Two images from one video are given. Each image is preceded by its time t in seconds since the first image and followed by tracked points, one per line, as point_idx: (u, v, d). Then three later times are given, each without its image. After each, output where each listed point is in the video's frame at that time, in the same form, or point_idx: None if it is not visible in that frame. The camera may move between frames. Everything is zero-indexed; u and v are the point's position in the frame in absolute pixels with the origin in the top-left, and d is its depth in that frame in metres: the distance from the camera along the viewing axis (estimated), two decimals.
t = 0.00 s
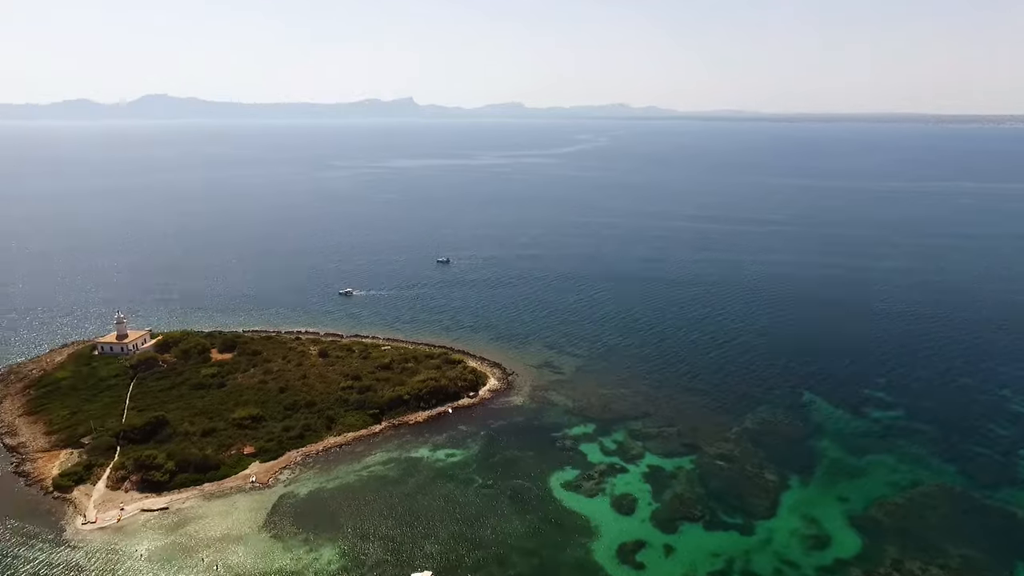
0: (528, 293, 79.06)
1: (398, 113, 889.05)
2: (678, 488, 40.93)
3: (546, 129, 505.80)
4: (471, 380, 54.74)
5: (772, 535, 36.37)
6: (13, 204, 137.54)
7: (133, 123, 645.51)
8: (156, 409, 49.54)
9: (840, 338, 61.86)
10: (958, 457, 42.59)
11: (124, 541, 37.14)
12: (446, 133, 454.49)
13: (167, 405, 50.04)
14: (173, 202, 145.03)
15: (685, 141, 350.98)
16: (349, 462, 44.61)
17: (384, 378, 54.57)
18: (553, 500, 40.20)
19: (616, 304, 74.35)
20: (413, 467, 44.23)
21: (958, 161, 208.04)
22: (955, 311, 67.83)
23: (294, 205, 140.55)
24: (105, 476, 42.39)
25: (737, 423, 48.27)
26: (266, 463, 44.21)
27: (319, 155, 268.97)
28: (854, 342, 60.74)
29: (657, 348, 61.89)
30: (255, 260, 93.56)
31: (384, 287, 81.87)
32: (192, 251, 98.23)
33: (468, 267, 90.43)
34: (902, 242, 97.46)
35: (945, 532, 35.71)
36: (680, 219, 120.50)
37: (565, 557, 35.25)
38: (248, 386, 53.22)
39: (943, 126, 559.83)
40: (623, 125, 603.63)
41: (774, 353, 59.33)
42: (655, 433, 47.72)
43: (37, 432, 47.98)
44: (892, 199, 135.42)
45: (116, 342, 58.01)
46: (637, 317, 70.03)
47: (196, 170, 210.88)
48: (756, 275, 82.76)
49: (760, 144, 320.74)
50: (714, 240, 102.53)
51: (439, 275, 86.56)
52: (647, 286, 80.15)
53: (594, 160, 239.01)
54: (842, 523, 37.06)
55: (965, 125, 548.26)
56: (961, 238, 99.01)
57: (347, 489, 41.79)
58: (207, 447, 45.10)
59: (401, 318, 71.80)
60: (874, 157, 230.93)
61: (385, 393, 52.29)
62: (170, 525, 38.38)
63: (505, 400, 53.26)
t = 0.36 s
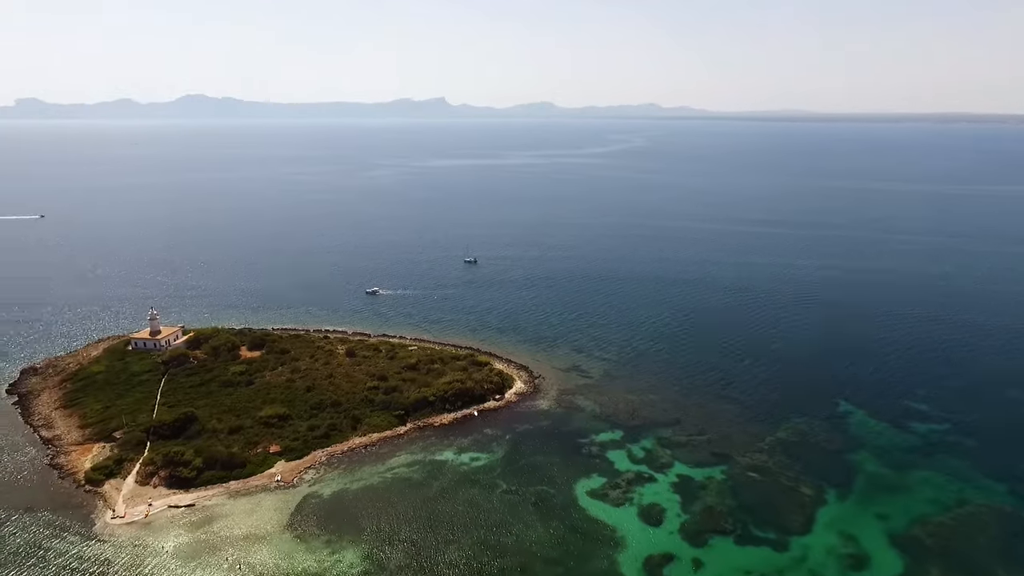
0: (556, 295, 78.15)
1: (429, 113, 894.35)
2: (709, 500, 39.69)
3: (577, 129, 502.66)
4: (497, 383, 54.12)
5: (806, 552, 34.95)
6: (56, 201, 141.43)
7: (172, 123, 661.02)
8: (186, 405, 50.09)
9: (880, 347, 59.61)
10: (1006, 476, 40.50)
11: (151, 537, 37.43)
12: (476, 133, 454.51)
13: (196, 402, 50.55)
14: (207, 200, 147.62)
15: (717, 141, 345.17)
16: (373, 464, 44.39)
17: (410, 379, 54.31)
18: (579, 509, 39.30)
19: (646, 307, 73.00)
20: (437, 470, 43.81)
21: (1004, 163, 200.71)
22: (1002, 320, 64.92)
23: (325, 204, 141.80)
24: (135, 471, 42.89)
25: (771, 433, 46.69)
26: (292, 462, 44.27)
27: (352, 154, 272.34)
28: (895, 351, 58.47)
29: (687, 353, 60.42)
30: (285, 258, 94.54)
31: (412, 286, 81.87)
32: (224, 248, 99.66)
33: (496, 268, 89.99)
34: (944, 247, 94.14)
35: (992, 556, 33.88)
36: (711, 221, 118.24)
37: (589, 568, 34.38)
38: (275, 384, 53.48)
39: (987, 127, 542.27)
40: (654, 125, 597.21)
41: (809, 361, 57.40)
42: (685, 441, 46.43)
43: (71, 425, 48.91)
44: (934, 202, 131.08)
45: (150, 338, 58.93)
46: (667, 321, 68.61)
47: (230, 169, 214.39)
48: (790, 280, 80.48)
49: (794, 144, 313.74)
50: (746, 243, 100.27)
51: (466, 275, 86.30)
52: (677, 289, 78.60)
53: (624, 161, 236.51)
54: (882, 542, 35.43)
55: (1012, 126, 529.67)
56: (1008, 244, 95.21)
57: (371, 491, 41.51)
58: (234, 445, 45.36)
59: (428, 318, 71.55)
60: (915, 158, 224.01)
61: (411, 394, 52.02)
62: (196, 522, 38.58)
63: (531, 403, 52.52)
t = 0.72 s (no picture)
0: (588, 298, 76.95)
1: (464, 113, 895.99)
2: (744, 514, 38.26)
3: (611, 129, 498.28)
4: (527, 387, 53.29)
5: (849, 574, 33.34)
6: (102, 198, 145.66)
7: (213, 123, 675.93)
8: (218, 402, 50.62)
9: (928, 358, 57.07)
10: None
11: (181, 533, 37.74)
12: (508, 133, 454.91)
13: (229, 399, 51.04)
14: (246, 198, 150.39)
15: (753, 142, 338.31)
16: (400, 466, 44.07)
17: (439, 381, 53.94)
18: (608, 519, 38.30)
19: (680, 312, 71.26)
20: (465, 474, 43.25)
21: None
22: None
23: (359, 203, 142.92)
24: (167, 466, 43.43)
25: (811, 446, 44.87)
26: (320, 462, 44.26)
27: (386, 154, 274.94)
28: (945, 363, 55.84)
29: (723, 360, 58.70)
30: (319, 256, 95.51)
31: (443, 286, 81.68)
32: (260, 246, 101.04)
33: (527, 268, 89.29)
34: (996, 254, 90.22)
35: None
36: (749, 224, 115.37)
37: None
38: (305, 383, 53.68)
39: None
40: (691, 125, 589.15)
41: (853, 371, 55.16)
42: (720, 452, 44.95)
43: (109, 418, 49.88)
44: (984, 206, 126.01)
45: (186, 334, 59.86)
46: (702, 326, 66.93)
47: (268, 168, 218.35)
48: (832, 285, 77.67)
49: (835, 145, 305.54)
50: (781, 247, 97.52)
51: (498, 276, 85.81)
52: (713, 293, 76.72)
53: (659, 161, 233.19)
54: (931, 566, 33.61)
55: None
56: None
57: (398, 493, 41.21)
58: (264, 443, 45.57)
59: (459, 319, 71.17)
60: (963, 160, 216.34)
61: (440, 395, 51.62)
62: (224, 520, 38.77)
63: (561, 408, 51.58)
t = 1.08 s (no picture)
0: (623, 300, 75.56)
1: (501, 113, 898.04)
2: (786, 532, 36.67)
3: (650, 129, 492.57)
4: (560, 391, 52.35)
5: None
6: (149, 195, 149.91)
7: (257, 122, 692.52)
8: (254, 398, 51.11)
9: (984, 370, 54.18)
10: None
11: (214, 529, 38.03)
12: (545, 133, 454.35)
13: (264, 395, 51.48)
14: (286, 196, 152.98)
15: (796, 142, 330.11)
16: (431, 468, 43.68)
17: (472, 383, 53.41)
18: (642, 532, 37.18)
19: (719, 317, 69.30)
20: (495, 479, 42.60)
21: None
22: None
23: (395, 202, 144.02)
24: (203, 461, 43.93)
25: (858, 462, 42.82)
26: (351, 461, 44.19)
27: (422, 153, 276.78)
28: (1002, 376, 52.94)
29: (764, 368, 56.71)
30: (355, 254, 96.31)
31: (477, 286, 81.36)
32: (298, 244, 102.46)
33: (561, 269, 88.31)
34: None
35: None
36: (791, 226, 112.05)
37: None
38: (339, 381, 53.81)
39: None
40: (732, 125, 578.57)
41: (902, 382, 52.66)
42: (760, 464, 43.25)
43: (148, 411, 50.82)
44: None
45: (224, 330, 60.75)
46: (741, 331, 64.93)
47: (307, 166, 222.05)
48: (878, 291, 74.66)
49: (882, 146, 296.16)
50: (811, 250, 94.75)
51: (532, 276, 85.07)
52: (754, 298, 74.49)
53: (698, 162, 229.11)
54: None
55: None
56: None
57: (428, 495, 40.83)
58: (297, 441, 45.78)
59: (492, 320, 70.65)
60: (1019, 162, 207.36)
61: (472, 398, 51.08)
62: (256, 517, 38.97)
63: (594, 414, 50.50)
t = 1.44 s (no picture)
0: (667, 304, 73.80)
1: (546, 112, 895.89)
2: (838, 556, 34.80)
3: (697, 129, 483.35)
4: (600, 397, 51.16)
5: None
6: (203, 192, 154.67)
7: (307, 121, 708.18)
8: (295, 395, 51.67)
9: None
10: None
11: (253, 524, 38.40)
12: (588, 133, 452.10)
13: (304, 392, 51.98)
14: (333, 194, 155.63)
15: (851, 143, 318.35)
16: (467, 472, 43.20)
17: (510, 386, 52.75)
18: (683, 548, 35.87)
19: (769, 324, 66.80)
20: (532, 485, 41.79)
21: None
22: None
23: (438, 202, 144.80)
24: (244, 456, 44.54)
25: (917, 483, 40.40)
26: (388, 461, 44.10)
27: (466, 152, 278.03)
28: None
29: (814, 379, 54.29)
30: (397, 253, 97.03)
31: (518, 287, 80.72)
32: (342, 242, 103.84)
33: (603, 271, 86.99)
34: None
35: None
36: (846, 231, 107.60)
37: None
38: (378, 380, 53.89)
39: None
40: (783, 125, 563.27)
41: (964, 399, 49.74)
42: (811, 482, 41.20)
43: (194, 404, 51.91)
44: None
45: (269, 326, 61.71)
46: (790, 339, 62.49)
47: (354, 165, 225.72)
48: (939, 301, 71.01)
49: (942, 147, 284.14)
50: (866, 255, 91.04)
51: (573, 278, 83.95)
52: (804, 305, 71.74)
53: (748, 163, 223.26)
54: None
55: None
56: None
57: (464, 499, 40.35)
58: (335, 439, 45.98)
59: (533, 321, 69.87)
60: None
61: (510, 401, 50.40)
62: (294, 514, 39.20)
63: (635, 422, 49.15)
